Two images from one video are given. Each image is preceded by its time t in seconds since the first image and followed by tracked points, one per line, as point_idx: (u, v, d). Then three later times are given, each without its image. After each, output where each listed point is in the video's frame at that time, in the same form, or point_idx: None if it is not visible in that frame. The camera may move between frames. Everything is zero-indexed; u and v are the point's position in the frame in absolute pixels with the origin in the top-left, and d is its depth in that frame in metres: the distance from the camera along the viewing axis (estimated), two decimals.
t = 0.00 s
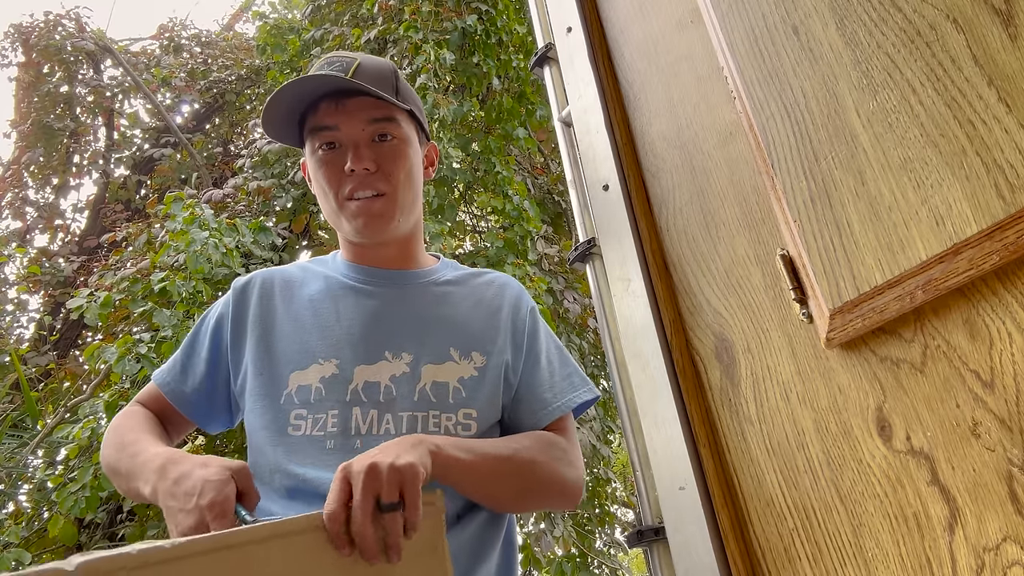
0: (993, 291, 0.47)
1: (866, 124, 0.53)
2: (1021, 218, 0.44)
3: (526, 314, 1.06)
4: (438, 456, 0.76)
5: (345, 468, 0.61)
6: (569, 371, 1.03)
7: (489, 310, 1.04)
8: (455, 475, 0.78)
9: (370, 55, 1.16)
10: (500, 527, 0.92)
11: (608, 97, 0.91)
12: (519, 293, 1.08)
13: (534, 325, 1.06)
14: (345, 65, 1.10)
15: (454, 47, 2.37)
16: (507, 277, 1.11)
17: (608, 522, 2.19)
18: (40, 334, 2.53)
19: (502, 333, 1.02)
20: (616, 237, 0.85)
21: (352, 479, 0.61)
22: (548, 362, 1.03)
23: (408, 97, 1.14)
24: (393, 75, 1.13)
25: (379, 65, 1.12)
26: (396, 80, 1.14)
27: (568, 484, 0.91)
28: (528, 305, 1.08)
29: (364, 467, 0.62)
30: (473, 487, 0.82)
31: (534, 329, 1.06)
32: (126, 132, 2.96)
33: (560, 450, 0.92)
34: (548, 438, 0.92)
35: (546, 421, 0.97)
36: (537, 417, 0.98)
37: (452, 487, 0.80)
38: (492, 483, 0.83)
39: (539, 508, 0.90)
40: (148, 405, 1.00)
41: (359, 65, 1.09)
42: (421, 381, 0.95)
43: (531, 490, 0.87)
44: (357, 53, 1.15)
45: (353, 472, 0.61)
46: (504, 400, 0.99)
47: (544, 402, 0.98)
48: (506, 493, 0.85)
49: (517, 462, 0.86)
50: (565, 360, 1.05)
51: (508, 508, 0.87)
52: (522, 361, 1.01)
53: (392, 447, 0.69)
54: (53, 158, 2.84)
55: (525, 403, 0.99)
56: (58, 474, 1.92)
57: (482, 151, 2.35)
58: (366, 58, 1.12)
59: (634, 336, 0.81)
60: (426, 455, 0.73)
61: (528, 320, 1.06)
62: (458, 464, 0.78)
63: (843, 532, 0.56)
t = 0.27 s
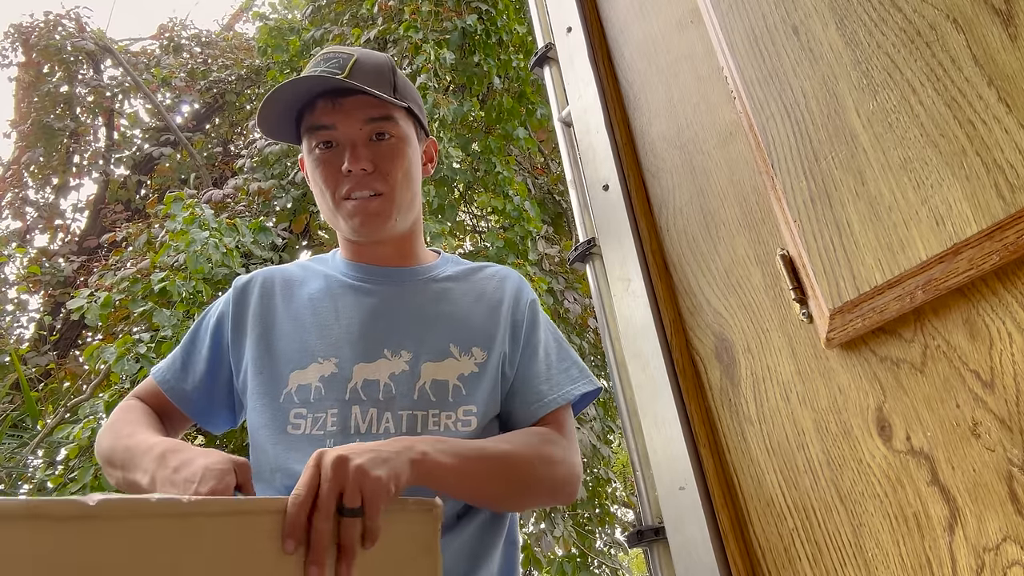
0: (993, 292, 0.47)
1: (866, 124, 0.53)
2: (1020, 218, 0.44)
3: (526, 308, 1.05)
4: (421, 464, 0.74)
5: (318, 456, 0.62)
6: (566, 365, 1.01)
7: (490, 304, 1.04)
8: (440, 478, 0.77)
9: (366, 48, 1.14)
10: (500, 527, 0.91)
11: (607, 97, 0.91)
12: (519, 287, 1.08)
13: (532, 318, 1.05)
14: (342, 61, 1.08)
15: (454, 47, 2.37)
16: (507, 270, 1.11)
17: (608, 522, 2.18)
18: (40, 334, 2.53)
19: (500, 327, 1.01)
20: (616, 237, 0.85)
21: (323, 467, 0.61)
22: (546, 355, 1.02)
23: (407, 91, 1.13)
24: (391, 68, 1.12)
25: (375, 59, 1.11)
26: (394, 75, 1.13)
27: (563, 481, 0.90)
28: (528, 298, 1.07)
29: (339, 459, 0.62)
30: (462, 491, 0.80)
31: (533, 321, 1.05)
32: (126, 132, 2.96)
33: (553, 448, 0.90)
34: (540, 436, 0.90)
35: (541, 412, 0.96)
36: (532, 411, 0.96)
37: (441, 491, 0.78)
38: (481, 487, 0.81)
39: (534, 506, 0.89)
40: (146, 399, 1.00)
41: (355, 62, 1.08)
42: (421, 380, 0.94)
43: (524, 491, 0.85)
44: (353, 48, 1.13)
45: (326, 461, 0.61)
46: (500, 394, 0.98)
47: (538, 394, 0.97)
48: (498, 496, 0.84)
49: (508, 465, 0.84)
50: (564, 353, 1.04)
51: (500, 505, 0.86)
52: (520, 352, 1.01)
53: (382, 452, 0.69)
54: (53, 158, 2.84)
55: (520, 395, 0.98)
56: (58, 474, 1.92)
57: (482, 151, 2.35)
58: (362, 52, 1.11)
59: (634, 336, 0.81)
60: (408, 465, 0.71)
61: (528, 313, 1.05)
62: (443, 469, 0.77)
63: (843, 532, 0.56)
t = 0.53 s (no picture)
0: (993, 291, 0.47)
1: (866, 124, 0.53)
2: (1020, 218, 0.44)
3: (531, 306, 1.03)
4: (421, 461, 0.74)
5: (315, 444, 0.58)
6: (571, 364, 0.99)
7: (494, 304, 1.03)
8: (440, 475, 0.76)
9: (330, 53, 1.12)
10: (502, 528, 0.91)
11: (608, 97, 0.91)
12: (524, 284, 1.06)
13: (537, 317, 1.03)
14: (308, 81, 1.07)
15: (454, 47, 2.37)
16: (513, 269, 1.10)
17: (608, 522, 2.18)
18: (40, 334, 2.52)
19: (504, 327, 1.00)
20: (616, 237, 0.85)
21: (319, 457, 0.57)
22: (549, 354, 1.00)
23: (382, 88, 1.10)
24: (360, 72, 1.10)
25: (341, 69, 1.09)
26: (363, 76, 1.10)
27: (563, 484, 0.89)
28: (533, 296, 1.05)
29: (336, 450, 0.59)
30: (461, 488, 0.80)
31: (538, 320, 1.03)
32: (126, 132, 2.96)
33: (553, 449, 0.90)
34: (540, 436, 0.90)
35: (543, 414, 0.95)
36: (532, 412, 0.95)
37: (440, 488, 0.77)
38: (480, 485, 0.81)
39: (530, 507, 0.88)
40: (155, 390, 1.02)
41: (321, 79, 1.07)
42: (423, 378, 0.95)
43: (523, 490, 0.85)
44: (320, 57, 1.11)
45: (323, 450, 0.58)
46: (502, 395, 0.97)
47: (539, 395, 0.96)
48: (497, 494, 0.84)
49: (507, 464, 0.83)
50: (570, 352, 1.01)
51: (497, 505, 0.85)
52: (522, 352, 1.00)
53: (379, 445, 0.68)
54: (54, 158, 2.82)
55: (523, 395, 0.97)
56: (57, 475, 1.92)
57: (482, 151, 2.35)
58: (326, 64, 1.09)
59: (634, 336, 0.81)
60: (406, 460, 0.71)
61: (532, 313, 1.03)
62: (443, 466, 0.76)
63: (843, 532, 0.56)
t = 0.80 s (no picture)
0: (993, 291, 0.47)
1: (866, 124, 0.53)
2: (1020, 218, 0.44)
3: (536, 305, 1.03)
4: (417, 474, 0.76)
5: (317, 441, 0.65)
6: (578, 364, 0.99)
7: (497, 304, 1.03)
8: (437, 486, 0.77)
9: (315, 60, 1.12)
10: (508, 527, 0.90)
11: (608, 97, 0.91)
12: (530, 283, 1.06)
13: (542, 316, 1.03)
14: (294, 93, 1.08)
15: (454, 47, 2.37)
16: (522, 268, 1.09)
17: (609, 523, 2.18)
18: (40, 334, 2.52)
19: (507, 326, 1.00)
20: (616, 237, 0.85)
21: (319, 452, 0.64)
22: (556, 353, 0.99)
23: (368, 92, 1.10)
24: (345, 78, 1.10)
25: (326, 77, 1.09)
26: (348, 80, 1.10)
27: (562, 487, 0.90)
28: (539, 295, 1.05)
29: (335, 448, 0.65)
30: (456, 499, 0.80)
31: (544, 320, 1.02)
32: (126, 132, 2.96)
33: (553, 453, 0.91)
34: (536, 443, 0.90)
35: (547, 416, 0.94)
36: (535, 415, 0.95)
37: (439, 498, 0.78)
38: (475, 495, 0.82)
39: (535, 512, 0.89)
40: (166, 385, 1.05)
41: (306, 90, 1.07)
42: (424, 376, 0.95)
43: (519, 498, 0.85)
44: (304, 66, 1.11)
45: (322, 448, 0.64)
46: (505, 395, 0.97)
47: (543, 398, 0.95)
48: (494, 504, 0.84)
49: (502, 474, 0.84)
50: (578, 352, 1.01)
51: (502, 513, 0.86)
52: (527, 354, 0.99)
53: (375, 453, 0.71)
54: (53, 158, 2.83)
55: (525, 398, 0.96)
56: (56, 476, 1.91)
57: (482, 151, 2.35)
58: (312, 73, 1.09)
59: (634, 336, 0.81)
60: (401, 473, 0.73)
61: (537, 313, 1.03)
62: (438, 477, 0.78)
63: (843, 532, 0.56)
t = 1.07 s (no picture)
0: (993, 291, 0.47)
1: (866, 124, 0.53)
2: (1020, 218, 0.44)
3: (543, 306, 1.03)
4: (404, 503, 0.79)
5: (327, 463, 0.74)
6: (588, 367, 0.99)
7: (502, 304, 1.04)
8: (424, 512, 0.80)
9: (324, 71, 1.13)
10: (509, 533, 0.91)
11: (608, 97, 0.91)
12: (538, 285, 1.06)
13: (551, 317, 1.03)
14: (302, 103, 1.09)
15: (454, 47, 2.37)
16: (532, 270, 1.09)
17: (609, 522, 2.18)
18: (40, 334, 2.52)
19: (512, 326, 1.00)
20: (615, 236, 0.85)
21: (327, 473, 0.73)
22: (564, 353, 1.00)
23: (375, 101, 1.12)
24: (352, 88, 1.11)
25: (333, 87, 1.10)
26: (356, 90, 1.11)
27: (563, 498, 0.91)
28: (548, 296, 1.05)
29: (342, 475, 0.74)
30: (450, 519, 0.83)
31: (553, 321, 1.03)
32: (126, 132, 2.96)
33: (554, 461, 0.91)
34: (535, 455, 0.91)
35: (553, 422, 0.95)
36: (546, 417, 0.95)
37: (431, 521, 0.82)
38: (472, 513, 0.84)
39: (543, 520, 0.90)
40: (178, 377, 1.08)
41: (314, 99, 1.08)
42: (423, 372, 0.96)
43: (518, 512, 0.87)
44: (314, 77, 1.13)
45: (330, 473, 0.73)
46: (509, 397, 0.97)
47: (554, 400, 0.96)
48: (493, 519, 0.86)
49: (501, 492, 0.86)
50: (589, 353, 1.01)
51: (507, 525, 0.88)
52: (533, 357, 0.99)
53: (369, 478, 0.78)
54: (53, 158, 2.83)
55: (534, 400, 0.97)
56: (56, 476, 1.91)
57: (482, 151, 2.35)
58: (320, 83, 1.11)
59: (634, 336, 0.80)
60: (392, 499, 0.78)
61: (545, 314, 1.03)
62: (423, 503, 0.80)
63: (843, 532, 0.56)
